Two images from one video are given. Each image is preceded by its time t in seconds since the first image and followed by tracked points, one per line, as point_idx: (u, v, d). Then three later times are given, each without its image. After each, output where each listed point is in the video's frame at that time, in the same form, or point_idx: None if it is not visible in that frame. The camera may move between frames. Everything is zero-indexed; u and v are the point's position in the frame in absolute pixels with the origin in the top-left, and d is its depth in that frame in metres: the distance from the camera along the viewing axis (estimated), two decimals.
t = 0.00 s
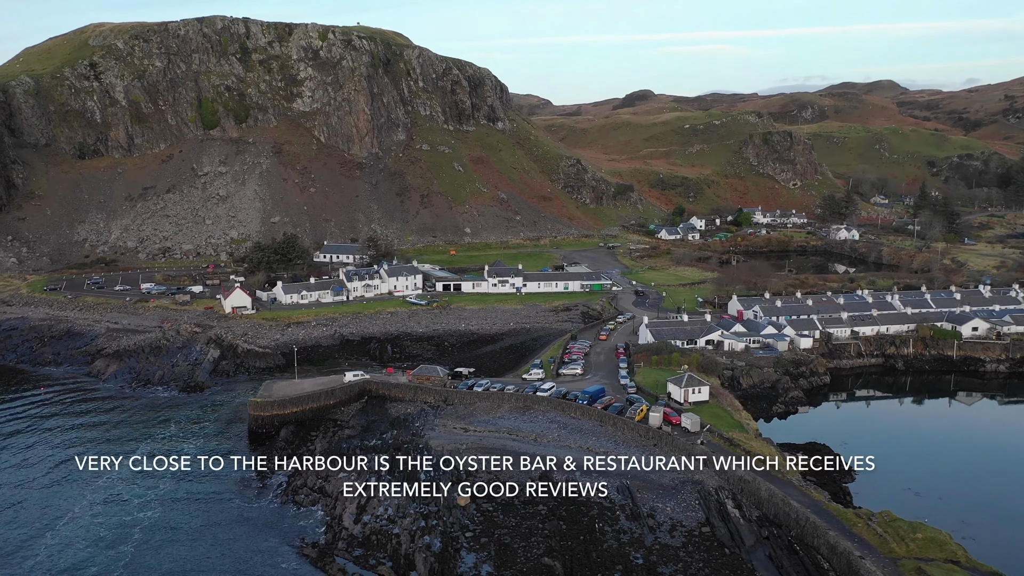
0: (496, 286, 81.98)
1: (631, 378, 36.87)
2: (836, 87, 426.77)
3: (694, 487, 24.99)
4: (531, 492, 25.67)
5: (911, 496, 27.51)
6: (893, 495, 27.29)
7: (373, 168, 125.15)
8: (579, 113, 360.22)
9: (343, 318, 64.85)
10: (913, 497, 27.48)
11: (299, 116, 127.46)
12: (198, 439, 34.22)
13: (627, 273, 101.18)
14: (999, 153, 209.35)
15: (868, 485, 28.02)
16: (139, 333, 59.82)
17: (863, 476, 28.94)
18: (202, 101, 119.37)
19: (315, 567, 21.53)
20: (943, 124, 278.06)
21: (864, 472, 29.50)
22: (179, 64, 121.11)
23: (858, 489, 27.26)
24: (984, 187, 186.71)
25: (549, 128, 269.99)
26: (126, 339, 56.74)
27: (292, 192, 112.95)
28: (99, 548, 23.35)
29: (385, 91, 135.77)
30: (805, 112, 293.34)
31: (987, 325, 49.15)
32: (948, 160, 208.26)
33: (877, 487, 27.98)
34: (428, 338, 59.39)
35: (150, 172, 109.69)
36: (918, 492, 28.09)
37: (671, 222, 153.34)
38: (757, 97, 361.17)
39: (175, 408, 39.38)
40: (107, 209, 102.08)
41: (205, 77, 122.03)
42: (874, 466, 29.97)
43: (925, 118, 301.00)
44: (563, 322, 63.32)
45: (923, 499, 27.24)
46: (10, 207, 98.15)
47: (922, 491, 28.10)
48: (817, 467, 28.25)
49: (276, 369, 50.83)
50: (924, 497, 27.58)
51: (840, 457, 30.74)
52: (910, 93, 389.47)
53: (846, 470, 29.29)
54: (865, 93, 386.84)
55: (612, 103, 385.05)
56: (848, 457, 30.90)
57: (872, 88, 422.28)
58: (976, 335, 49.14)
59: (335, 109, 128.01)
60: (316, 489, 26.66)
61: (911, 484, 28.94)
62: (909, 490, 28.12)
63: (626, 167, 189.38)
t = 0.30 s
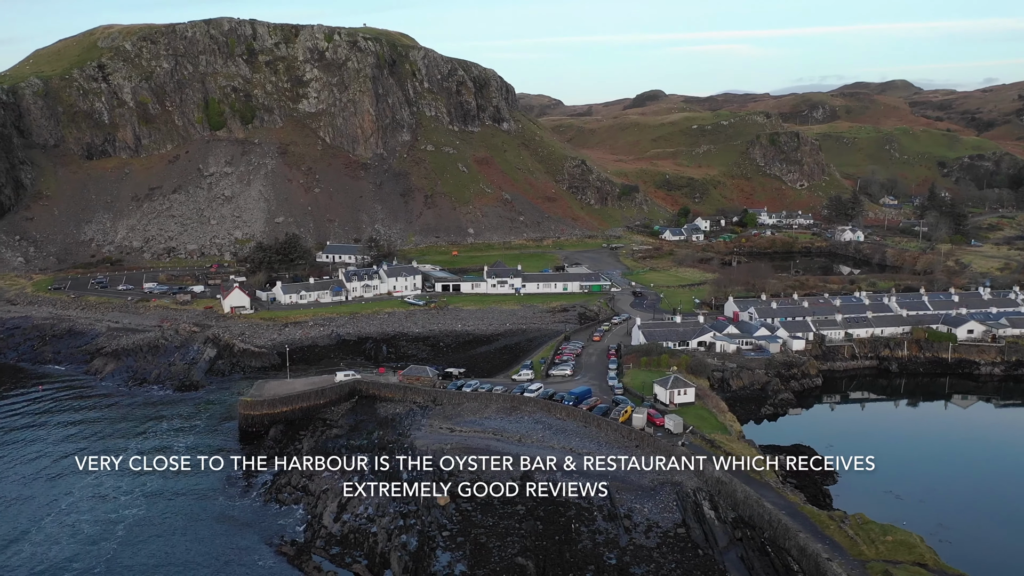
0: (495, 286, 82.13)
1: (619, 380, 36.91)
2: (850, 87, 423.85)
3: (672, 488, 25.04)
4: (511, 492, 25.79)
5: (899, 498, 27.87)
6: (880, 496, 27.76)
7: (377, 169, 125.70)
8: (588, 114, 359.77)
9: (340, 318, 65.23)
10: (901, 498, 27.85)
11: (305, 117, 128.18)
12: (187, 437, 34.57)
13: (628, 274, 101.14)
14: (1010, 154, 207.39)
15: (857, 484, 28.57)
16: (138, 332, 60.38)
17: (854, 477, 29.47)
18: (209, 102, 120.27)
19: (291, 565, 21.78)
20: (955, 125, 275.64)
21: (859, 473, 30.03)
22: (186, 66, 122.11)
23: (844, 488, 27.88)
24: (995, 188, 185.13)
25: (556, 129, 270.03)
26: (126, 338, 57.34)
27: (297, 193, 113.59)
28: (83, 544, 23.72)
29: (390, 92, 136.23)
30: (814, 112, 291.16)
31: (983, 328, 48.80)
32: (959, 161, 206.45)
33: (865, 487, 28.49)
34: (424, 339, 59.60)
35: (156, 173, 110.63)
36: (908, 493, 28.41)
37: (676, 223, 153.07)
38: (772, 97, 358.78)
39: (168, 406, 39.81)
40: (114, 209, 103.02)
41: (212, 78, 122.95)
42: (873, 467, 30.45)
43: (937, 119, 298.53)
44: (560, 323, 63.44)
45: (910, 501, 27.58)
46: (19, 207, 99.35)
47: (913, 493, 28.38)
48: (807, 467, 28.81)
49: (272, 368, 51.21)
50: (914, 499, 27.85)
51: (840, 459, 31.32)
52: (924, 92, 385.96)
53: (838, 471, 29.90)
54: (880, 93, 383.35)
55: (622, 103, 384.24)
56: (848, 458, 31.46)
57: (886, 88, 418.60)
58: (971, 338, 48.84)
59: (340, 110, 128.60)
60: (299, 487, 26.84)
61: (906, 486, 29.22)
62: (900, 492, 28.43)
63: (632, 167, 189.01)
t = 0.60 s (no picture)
0: (496, 287, 82.27)
1: (608, 381, 36.96)
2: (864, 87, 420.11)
3: (653, 489, 25.09)
4: (493, 492, 25.94)
5: (895, 497, 27.87)
6: (874, 494, 27.88)
7: (384, 169, 126.16)
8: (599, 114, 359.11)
9: (340, 318, 65.63)
10: (897, 497, 27.83)
11: (313, 118, 129.02)
12: (180, 435, 34.98)
13: (630, 275, 100.91)
14: None
15: (851, 484, 28.74)
16: (140, 331, 61.13)
17: (851, 478, 29.64)
18: (217, 103, 121.43)
19: (270, 562, 22.06)
20: (971, 125, 272.35)
21: (856, 473, 30.22)
22: (195, 68, 123.25)
23: (835, 487, 28.14)
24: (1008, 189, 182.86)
25: (565, 129, 270.04)
26: (128, 337, 58.10)
27: (303, 193, 114.26)
28: (69, 540, 24.13)
29: (396, 93, 136.73)
30: (827, 113, 289.97)
31: (981, 330, 48.35)
32: (973, 161, 204.02)
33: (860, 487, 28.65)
34: (422, 339, 59.82)
35: (165, 173, 111.77)
36: (905, 493, 28.37)
37: (683, 224, 152.55)
38: (785, 97, 356.40)
39: (163, 404, 40.29)
40: (122, 209, 104.14)
41: (221, 79, 124.10)
42: (873, 468, 30.54)
43: (952, 118, 295.24)
44: (558, 324, 63.51)
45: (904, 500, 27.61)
46: (30, 207, 100.70)
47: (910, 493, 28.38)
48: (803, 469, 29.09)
49: (270, 367, 51.69)
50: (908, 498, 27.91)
51: (841, 460, 31.48)
52: (940, 92, 381.32)
53: (835, 472, 30.10)
54: (895, 93, 379.65)
55: (633, 103, 383.05)
56: (848, 458, 31.60)
57: (901, 88, 414.09)
58: (969, 340, 48.40)
59: (347, 110, 129.24)
60: (285, 486, 27.11)
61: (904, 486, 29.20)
62: (897, 492, 28.41)
63: (639, 168, 188.56)
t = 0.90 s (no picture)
0: (496, 288, 82.43)
1: (599, 382, 36.99)
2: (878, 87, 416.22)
3: (634, 490, 25.21)
4: (476, 491, 26.12)
5: (890, 497, 28.04)
6: (868, 493, 28.13)
7: (390, 170, 126.70)
8: (610, 114, 358.44)
9: (340, 318, 66.05)
10: (893, 497, 27.99)
11: (321, 119, 129.84)
12: (174, 433, 35.42)
13: (634, 276, 100.78)
14: None
15: (847, 483, 29.05)
16: (143, 330, 61.87)
17: (848, 477, 29.93)
18: (226, 104, 122.55)
19: (251, 559, 22.35)
20: (987, 125, 268.98)
21: (855, 472, 30.49)
22: (205, 69, 124.45)
23: (830, 486, 28.48)
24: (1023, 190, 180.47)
25: (574, 129, 269.98)
26: (131, 336, 58.87)
27: (310, 194, 114.93)
28: (57, 536, 24.53)
29: (404, 93, 137.27)
30: (841, 113, 287.85)
31: (979, 333, 47.95)
32: (987, 162, 201.51)
33: (855, 486, 28.91)
34: (420, 339, 60.07)
35: (174, 173, 112.89)
36: (902, 493, 28.48)
37: (690, 224, 151.93)
38: (798, 97, 354.05)
39: (159, 402, 40.78)
40: (132, 209, 105.25)
41: (230, 80, 125.23)
42: (873, 467, 30.74)
43: (968, 118, 291.76)
44: (556, 325, 63.58)
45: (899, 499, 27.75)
46: (41, 207, 102.08)
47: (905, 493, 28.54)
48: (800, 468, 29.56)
49: (268, 367, 52.14)
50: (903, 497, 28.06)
51: (841, 459, 31.78)
52: (958, 92, 376.71)
53: (833, 471, 30.40)
54: (910, 93, 375.94)
55: (645, 103, 381.92)
56: (848, 458, 31.88)
57: (917, 88, 409.58)
58: (967, 343, 47.99)
59: (355, 111, 129.87)
60: (272, 484, 27.41)
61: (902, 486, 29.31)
62: (893, 492, 28.58)
63: (647, 168, 188.14)
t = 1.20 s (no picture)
0: (497, 288, 82.55)
1: (590, 383, 37.04)
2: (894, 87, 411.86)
3: (615, 491, 25.33)
4: (459, 491, 26.30)
5: (886, 499, 28.46)
6: (864, 494, 28.57)
7: (397, 170, 127.16)
8: (622, 114, 357.41)
9: (340, 317, 66.48)
10: (889, 498, 28.42)
11: (329, 119, 130.54)
12: (169, 430, 35.89)
13: (637, 276, 100.56)
14: None
15: (844, 484, 29.52)
16: (145, 329, 62.65)
17: (847, 477, 30.41)
18: (235, 106, 123.62)
19: (232, 556, 22.66)
20: (1004, 125, 265.36)
21: (854, 472, 30.99)
22: (214, 70, 125.61)
23: (826, 486, 29.04)
24: None
25: (583, 130, 269.72)
26: (134, 334, 59.64)
27: (317, 194, 115.62)
28: (45, 532, 24.95)
29: (411, 94, 137.76)
30: (855, 114, 285.10)
31: (978, 336, 47.61)
32: (1002, 162, 198.90)
33: (852, 487, 29.40)
34: (419, 339, 60.32)
35: (183, 174, 114.03)
36: (898, 495, 28.89)
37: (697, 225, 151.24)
38: (812, 97, 351.15)
39: (156, 400, 41.30)
40: (141, 209, 106.39)
41: (240, 81, 126.32)
42: (872, 467, 31.21)
43: (985, 119, 287.95)
44: (555, 325, 63.71)
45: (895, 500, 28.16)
46: (52, 207, 103.48)
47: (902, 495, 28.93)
48: (798, 468, 30.19)
49: (266, 366, 52.62)
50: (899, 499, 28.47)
51: (841, 460, 32.30)
52: (976, 91, 371.77)
53: (833, 471, 30.93)
54: (926, 93, 371.62)
55: (657, 102, 380.49)
56: (849, 458, 32.40)
57: (935, 88, 403.91)
58: (965, 346, 47.64)
59: (362, 112, 130.44)
60: (260, 482, 27.75)
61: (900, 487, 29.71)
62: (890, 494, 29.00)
63: (655, 168, 187.59)
